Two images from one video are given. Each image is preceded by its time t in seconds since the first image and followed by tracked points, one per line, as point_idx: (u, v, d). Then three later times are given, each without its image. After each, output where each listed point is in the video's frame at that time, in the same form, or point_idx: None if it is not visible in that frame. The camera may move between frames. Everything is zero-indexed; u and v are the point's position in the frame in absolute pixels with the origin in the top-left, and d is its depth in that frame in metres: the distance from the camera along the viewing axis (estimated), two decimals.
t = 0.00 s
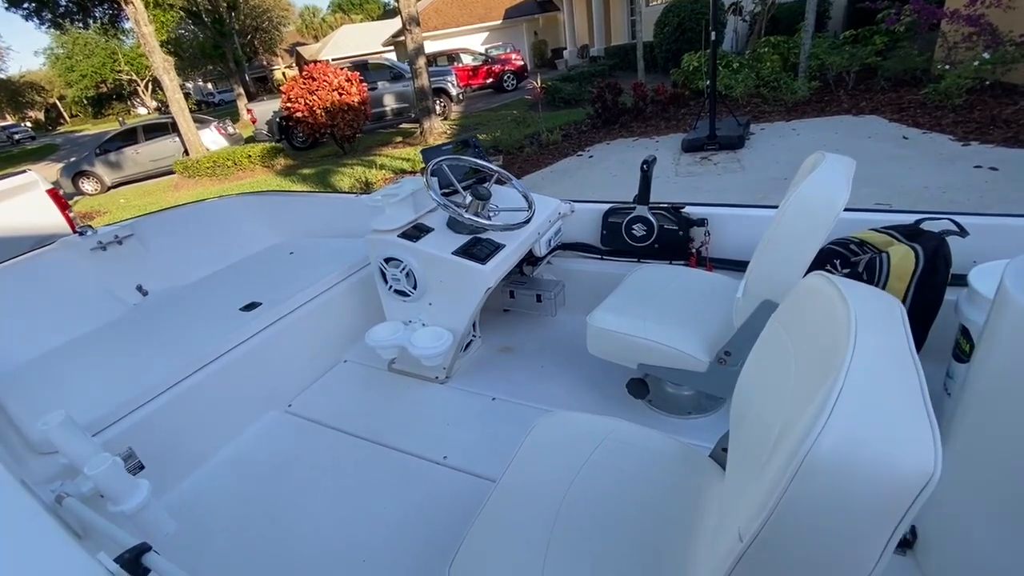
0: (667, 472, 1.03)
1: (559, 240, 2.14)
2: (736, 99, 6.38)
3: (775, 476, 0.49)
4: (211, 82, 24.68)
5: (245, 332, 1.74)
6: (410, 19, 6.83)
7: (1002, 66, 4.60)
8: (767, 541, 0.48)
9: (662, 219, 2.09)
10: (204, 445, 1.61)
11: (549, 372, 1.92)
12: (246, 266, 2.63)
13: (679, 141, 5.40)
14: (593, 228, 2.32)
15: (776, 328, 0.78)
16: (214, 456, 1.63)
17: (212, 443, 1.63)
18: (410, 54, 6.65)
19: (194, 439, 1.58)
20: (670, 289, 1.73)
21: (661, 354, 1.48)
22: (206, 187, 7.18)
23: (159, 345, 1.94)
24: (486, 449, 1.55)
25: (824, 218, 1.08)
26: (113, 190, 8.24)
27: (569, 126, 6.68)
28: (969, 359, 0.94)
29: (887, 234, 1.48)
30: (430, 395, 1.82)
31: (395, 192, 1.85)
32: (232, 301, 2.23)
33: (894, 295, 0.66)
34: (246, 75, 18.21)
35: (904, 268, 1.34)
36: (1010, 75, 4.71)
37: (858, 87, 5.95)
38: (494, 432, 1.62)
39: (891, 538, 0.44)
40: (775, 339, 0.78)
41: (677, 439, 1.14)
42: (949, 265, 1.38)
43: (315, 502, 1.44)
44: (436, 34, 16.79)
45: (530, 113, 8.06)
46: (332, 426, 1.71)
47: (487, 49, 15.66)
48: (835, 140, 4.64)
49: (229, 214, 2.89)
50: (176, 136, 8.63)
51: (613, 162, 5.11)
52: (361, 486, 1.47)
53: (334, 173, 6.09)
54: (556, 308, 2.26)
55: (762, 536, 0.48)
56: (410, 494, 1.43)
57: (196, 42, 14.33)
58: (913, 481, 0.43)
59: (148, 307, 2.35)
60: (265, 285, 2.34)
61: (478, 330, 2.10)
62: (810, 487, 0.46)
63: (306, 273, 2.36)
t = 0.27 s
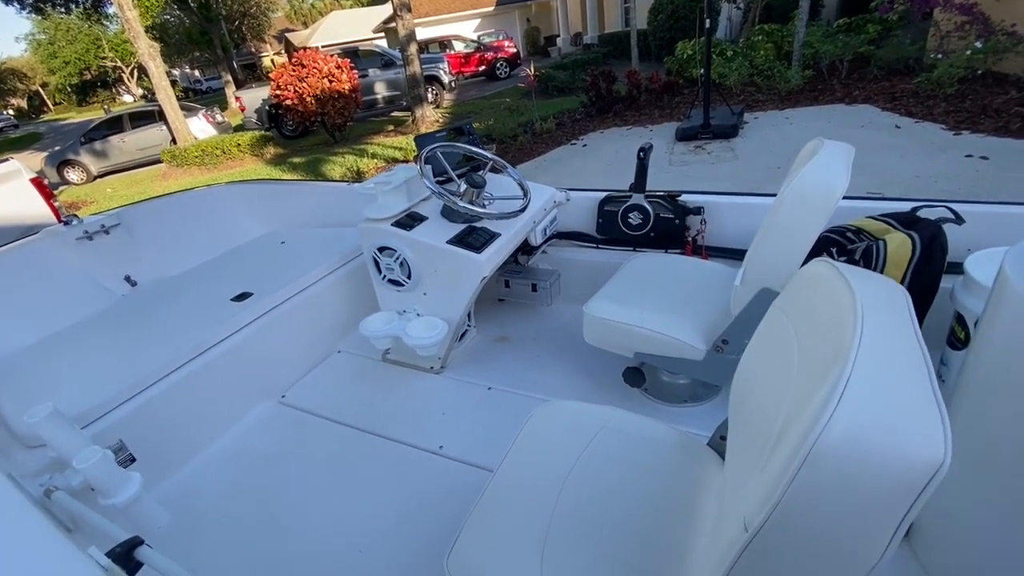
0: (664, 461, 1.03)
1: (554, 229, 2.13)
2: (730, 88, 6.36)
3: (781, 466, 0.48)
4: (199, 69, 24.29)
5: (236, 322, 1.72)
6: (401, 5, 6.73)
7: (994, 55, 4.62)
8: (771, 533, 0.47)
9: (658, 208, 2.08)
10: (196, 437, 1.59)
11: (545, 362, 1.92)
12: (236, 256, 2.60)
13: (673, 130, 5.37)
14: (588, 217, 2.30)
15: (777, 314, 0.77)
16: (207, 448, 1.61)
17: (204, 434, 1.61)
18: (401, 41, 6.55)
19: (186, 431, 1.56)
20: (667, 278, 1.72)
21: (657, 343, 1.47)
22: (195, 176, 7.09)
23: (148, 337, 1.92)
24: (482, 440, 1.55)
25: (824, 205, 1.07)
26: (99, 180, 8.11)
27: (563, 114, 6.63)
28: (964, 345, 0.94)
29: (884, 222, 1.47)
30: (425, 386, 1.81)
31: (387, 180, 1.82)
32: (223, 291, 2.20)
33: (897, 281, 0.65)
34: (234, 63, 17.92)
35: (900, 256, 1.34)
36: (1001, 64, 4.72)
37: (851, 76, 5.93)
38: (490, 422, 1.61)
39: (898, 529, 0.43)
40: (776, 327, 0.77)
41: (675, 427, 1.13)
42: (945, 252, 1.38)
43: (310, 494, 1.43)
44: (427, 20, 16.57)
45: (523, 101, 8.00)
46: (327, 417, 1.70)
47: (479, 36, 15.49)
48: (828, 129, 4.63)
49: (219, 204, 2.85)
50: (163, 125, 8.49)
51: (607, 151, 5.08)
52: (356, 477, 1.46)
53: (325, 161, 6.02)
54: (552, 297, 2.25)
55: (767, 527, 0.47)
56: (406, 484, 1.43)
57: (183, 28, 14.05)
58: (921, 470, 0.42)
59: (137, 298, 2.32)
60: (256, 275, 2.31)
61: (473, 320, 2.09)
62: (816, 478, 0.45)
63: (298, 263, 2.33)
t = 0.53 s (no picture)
0: (656, 447, 1.03)
1: (545, 217, 2.12)
2: (718, 76, 6.35)
3: (775, 450, 0.48)
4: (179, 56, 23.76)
5: (222, 314, 1.69)
6: None
7: (978, 44, 4.68)
8: (764, 517, 0.47)
9: (648, 195, 2.08)
10: (183, 430, 1.57)
11: (536, 350, 1.92)
12: (221, 246, 2.56)
13: (661, 118, 5.36)
14: (578, 204, 2.30)
15: (768, 300, 0.77)
16: (194, 440, 1.60)
17: (192, 427, 1.60)
18: (387, 27, 6.45)
19: (172, 424, 1.54)
20: (657, 266, 1.72)
21: (648, 331, 1.48)
22: (177, 165, 6.96)
23: (132, 329, 1.89)
24: (473, 428, 1.55)
25: (814, 191, 1.07)
26: (78, 169, 7.94)
27: (551, 102, 6.59)
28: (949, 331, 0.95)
29: (871, 208, 1.49)
30: (416, 375, 1.80)
31: (375, 168, 1.80)
32: (208, 282, 2.17)
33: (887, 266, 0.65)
34: (216, 49, 17.54)
35: (888, 243, 1.35)
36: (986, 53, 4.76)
37: (838, 65, 5.92)
38: (481, 411, 1.61)
39: (889, 511, 0.43)
40: (766, 313, 0.77)
41: (665, 414, 1.14)
42: (932, 238, 1.40)
43: (300, 484, 1.43)
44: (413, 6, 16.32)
45: (511, 89, 7.93)
46: (317, 408, 1.69)
47: (467, 22, 15.30)
48: (815, 117, 4.65)
49: (202, 193, 2.80)
50: (143, 112, 8.30)
51: (596, 139, 5.06)
52: (347, 467, 1.46)
53: (311, 150, 5.93)
54: (542, 286, 2.25)
55: (760, 512, 0.47)
56: (398, 473, 1.43)
57: (162, 12, 13.70)
58: (914, 453, 0.42)
59: (119, 289, 2.28)
60: (242, 265, 2.28)
61: (463, 310, 2.08)
62: (810, 463, 0.44)
63: (285, 253, 2.30)
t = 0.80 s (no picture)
0: (639, 429, 1.05)
1: (528, 204, 2.12)
2: (701, 64, 6.37)
3: (752, 427, 0.48)
4: (152, 42, 23.12)
5: (201, 304, 1.67)
6: None
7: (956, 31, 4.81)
8: (742, 494, 0.48)
9: (632, 181, 2.08)
10: (164, 422, 1.55)
11: (521, 337, 1.92)
12: (200, 236, 2.51)
13: (644, 106, 5.36)
14: (561, 191, 2.30)
15: (747, 281, 0.77)
16: (175, 433, 1.58)
17: (173, 419, 1.58)
18: (366, 13, 6.34)
19: (152, 417, 1.52)
20: (640, 252, 1.73)
21: (632, 316, 1.49)
22: (152, 154, 6.79)
23: (108, 321, 1.85)
24: (459, 416, 1.55)
25: (793, 175, 1.08)
26: (48, 159, 7.71)
27: (535, 90, 6.55)
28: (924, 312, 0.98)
29: (849, 192, 1.51)
30: (400, 364, 1.80)
31: (355, 154, 1.77)
32: (186, 273, 2.13)
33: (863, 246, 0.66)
34: (190, 35, 17.09)
35: (865, 226, 1.38)
36: (962, 41, 4.82)
37: (818, 53, 5.93)
38: (467, 398, 1.62)
39: (862, 485, 0.44)
40: (746, 293, 0.77)
41: (648, 397, 1.15)
42: (906, 222, 1.44)
43: (284, 474, 1.42)
44: None
45: (494, 76, 7.86)
46: (301, 398, 1.68)
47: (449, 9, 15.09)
48: (796, 105, 4.69)
49: (178, 183, 2.74)
50: (115, 100, 8.07)
51: (579, 127, 5.05)
52: (332, 456, 1.46)
53: (290, 139, 5.83)
54: (527, 274, 2.25)
55: (736, 488, 0.48)
56: (383, 461, 1.43)
57: None
58: (886, 426, 0.43)
59: (94, 281, 2.23)
60: (221, 256, 2.24)
61: (448, 298, 2.07)
62: (786, 438, 0.45)
63: (265, 242, 2.27)
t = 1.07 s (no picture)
0: (618, 413, 1.07)
1: (507, 193, 2.12)
2: (678, 53, 6.40)
3: (719, 405, 0.50)
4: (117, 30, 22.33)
5: (174, 299, 1.64)
6: None
7: (924, 21, 4.82)
8: (711, 469, 0.49)
9: (609, 170, 2.10)
10: (138, 419, 1.53)
11: (501, 326, 1.93)
12: (172, 229, 2.46)
13: (622, 96, 5.38)
14: (540, 180, 2.31)
15: (719, 266, 0.79)
16: (151, 429, 1.56)
17: (148, 416, 1.56)
18: None
19: (127, 413, 1.50)
20: (618, 239, 1.75)
21: (610, 303, 1.51)
22: (119, 146, 6.60)
23: (77, 317, 1.81)
24: (440, 405, 1.56)
25: (763, 162, 1.10)
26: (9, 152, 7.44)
27: (513, 79, 6.50)
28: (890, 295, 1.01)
29: (819, 179, 1.55)
30: (381, 355, 1.80)
31: (330, 143, 1.75)
32: (158, 267, 2.09)
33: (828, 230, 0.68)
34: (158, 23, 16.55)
35: (834, 212, 1.42)
36: (931, 30, 4.93)
37: (793, 42, 6.02)
38: (447, 388, 1.62)
39: (824, 457, 0.46)
40: (717, 278, 0.79)
41: (625, 381, 1.18)
42: (873, 207, 1.48)
43: (264, 468, 1.41)
44: None
45: (472, 65, 7.78)
46: (280, 392, 1.66)
47: None
48: (771, 94, 4.75)
49: (149, 175, 2.68)
50: (79, 90, 7.80)
51: (558, 117, 5.05)
52: (313, 448, 1.45)
53: (264, 129, 5.71)
54: (507, 264, 2.26)
55: (706, 464, 0.50)
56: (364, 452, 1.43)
57: None
58: (845, 400, 0.45)
59: (61, 277, 2.17)
60: (195, 249, 2.20)
61: (428, 289, 2.07)
62: (752, 414, 0.47)
63: (240, 235, 2.23)
